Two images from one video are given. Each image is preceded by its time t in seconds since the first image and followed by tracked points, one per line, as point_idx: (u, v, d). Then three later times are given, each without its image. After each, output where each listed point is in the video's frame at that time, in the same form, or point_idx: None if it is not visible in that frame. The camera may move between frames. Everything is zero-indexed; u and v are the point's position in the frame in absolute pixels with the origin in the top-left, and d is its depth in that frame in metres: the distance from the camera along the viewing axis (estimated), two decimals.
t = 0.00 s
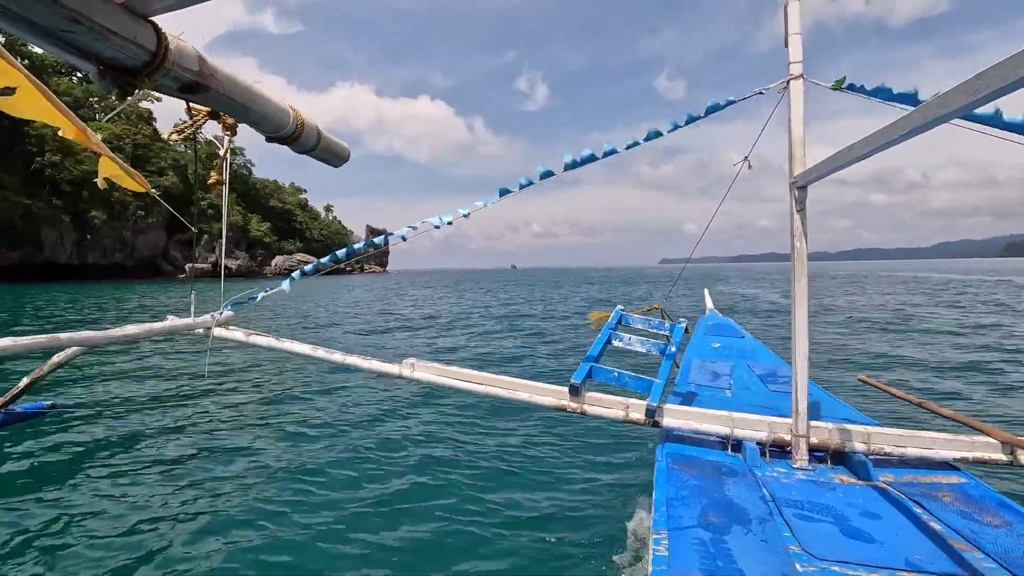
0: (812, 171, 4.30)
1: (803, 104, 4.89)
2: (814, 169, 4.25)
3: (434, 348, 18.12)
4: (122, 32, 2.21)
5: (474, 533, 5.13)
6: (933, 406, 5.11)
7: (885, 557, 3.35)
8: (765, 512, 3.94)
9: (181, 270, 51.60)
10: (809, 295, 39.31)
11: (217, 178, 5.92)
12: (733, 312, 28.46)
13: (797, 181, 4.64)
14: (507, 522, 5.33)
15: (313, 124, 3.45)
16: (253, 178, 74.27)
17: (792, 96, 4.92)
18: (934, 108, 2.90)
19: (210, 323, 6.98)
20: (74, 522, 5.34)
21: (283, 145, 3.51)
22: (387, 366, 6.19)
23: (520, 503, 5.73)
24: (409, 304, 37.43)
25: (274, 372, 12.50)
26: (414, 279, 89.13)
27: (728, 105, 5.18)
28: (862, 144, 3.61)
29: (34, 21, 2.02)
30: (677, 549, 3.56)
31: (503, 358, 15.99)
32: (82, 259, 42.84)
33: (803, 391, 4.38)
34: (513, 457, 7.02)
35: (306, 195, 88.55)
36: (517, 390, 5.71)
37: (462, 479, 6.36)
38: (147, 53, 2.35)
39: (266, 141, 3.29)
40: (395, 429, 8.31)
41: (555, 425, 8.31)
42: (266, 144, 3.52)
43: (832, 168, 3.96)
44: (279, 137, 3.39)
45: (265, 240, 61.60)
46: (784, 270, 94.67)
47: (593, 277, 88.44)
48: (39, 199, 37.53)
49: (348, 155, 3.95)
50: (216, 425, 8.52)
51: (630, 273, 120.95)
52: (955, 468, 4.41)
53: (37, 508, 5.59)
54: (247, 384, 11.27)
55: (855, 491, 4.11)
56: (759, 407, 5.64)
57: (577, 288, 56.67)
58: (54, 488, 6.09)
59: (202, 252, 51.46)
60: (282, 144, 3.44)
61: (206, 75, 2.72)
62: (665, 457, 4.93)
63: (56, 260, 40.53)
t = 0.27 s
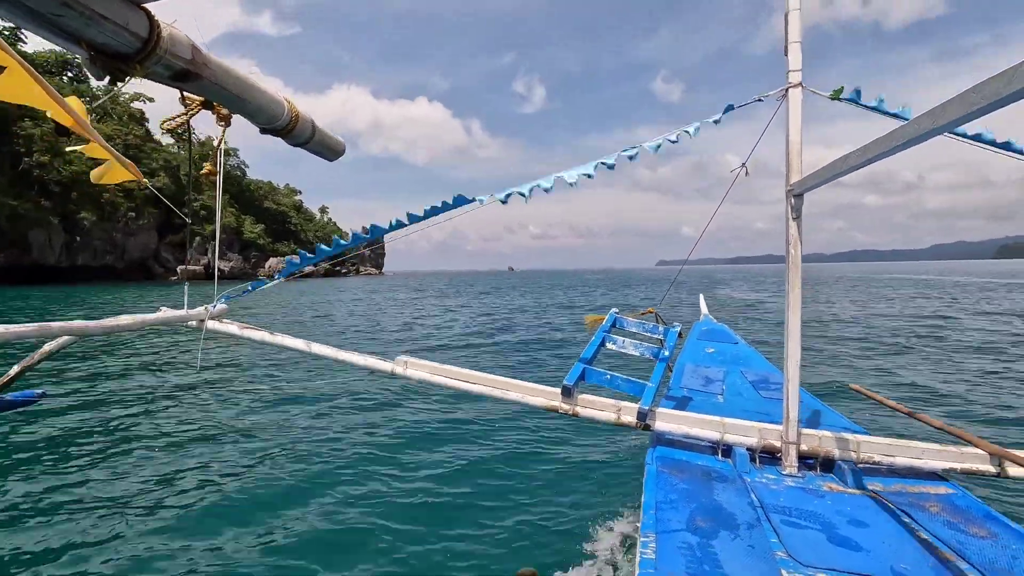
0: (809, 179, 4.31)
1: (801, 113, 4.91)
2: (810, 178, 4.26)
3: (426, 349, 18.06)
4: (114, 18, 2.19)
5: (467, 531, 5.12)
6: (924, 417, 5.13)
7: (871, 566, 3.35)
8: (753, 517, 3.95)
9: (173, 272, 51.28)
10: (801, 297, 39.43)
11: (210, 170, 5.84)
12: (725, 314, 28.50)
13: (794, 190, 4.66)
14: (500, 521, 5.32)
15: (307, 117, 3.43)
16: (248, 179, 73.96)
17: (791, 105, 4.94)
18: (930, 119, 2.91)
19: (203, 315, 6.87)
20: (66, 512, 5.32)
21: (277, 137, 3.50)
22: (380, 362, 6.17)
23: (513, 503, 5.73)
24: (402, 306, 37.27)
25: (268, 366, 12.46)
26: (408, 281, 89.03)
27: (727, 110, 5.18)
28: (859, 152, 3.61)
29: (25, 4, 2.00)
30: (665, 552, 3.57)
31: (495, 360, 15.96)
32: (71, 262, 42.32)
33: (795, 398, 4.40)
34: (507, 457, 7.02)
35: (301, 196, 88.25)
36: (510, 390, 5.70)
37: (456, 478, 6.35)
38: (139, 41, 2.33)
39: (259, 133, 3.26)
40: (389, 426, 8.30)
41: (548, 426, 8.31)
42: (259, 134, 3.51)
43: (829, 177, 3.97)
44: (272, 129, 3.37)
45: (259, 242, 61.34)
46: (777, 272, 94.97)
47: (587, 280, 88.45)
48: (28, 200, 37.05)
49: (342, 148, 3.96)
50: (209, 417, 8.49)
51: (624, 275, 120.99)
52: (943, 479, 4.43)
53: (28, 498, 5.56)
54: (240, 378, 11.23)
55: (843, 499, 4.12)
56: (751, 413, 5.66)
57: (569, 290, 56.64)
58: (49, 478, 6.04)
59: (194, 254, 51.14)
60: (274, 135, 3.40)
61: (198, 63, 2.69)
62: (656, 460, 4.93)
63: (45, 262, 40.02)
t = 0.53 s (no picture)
0: (800, 177, 4.32)
1: (795, 111, 4.93)
2: (801, 175, 4.27)
3: (418, 347, 18.03)
4: (95, 13, 1.93)
5: (463, 524, 5.13)
6: (911, 412, 5.16)
7: (855, 559, 3.37)
8: (740, 511, 3.96)
9: (165, 273, 51.08)
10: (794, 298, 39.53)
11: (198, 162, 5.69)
12: (718, 313, 28.53)
13: (785, 187, 4.68)
14: (494, 515, 5.33)
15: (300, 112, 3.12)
16: (242, 178, 73.59)
17: (785, 103, 4.96)
18: (919, 119, 2.91)
19: (196, 308, 6.89)
20: (58, 504, 5.31)
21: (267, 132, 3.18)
22: (373, 356, 6.15)
23: (508, 497, 5.73)
24: (394, 305, 37.19)
25: (262, 360, 12.42)
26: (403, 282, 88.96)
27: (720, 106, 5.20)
28: (850, 150, 3.62)
29: None
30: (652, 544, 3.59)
31: (487, 359, 15.97)
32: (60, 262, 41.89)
33: (785, 394, 4.40)
34: (499, 451, 7.03)
35: (295, 195, 87.92)
36: (503, 384, 5.70)
37: (449, 472, 6.36)
38: (122, 37, 2.07)
39: (248, 130, 2.95)
40: (382, 419, 8.29)
41: (541, 421, 8.33)
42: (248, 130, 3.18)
43: (820, 175, 3.98)
44: (262, 125, 3.05)
45: (253, 243, 61.15)
46: (770, 273, 95.22)
47: (581, 281, 88.27)
48: (15, 200, 36.53)
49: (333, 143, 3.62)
50: (202, 409, 8.46)
51: (619, 276, 120.97)
52: (929, 475, 4.45)
53: (20, 490, 5.55)
54: (234, 370, 11.20)
55: (829, 494, 4.13)
56: (742, 408, 5.68)
57: (562, 290, 56.66)
58: (43, 471, 6.01)
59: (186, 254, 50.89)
60: (265, 132, 3.06)
61: (184, 58, 2.39)
62: (646, 454, 4.94)
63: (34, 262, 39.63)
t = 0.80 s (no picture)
0: (795, 172, 4.35)
1: (790, 106, 4.96)
2: (797, 171, 4.30)
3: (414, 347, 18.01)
4: (98, 13, 1.87)
5: (467, 521, 5.15)
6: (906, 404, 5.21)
7: (852, 550, 3.40)
8: (738, 505, 3.99)
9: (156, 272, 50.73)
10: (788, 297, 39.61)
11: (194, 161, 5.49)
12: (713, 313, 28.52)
13: (781, 182, 4.70)
14: (495, 512, 5.35)
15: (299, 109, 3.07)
16: (235, 177, 73.14)
17: (780, 98, 4.98)
18: (914, 113, 2.93)
19: (193, 310, 6.85)
20: (57, 506, 5.29)
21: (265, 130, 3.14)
22: (372, 355, 6.16)
23: (509, 494, 5.74)
24: (389, 304, 37.04)
25: (258, 360, 12.39)
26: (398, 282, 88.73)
27: (717, 102, 5.23)
28: (845, 145, 3.65)
29: None
30: (652, 539, 3.60)
31: (483, 358, 15.96)
32: (49, 262, 41.51)
33: (782, 389, 4.43)
34: (499, 449, 7.04)
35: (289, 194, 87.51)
36: (501, 381, 5.71)
37: (450, 470, 6.37)
38: (124, 36, 2.01)
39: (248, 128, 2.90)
40: (381, 418, 8.30)
41: (539, 418, 8.35)
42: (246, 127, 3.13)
43: (816, 170, 4.00)
44: (262, 123, 3.00)
45: (247, 242, 60.89)
46: (765, 272, 95.36)
47: (576, 280, 88.22)
48: (1, 200, 36.02)
49: (332, 141, 3.57)
50: (200, 410, 8.43)
51: (615, 275, 120.91)
52: (924, 467, 4.50)
53: (19, 492, 5.52)
54: (230, 371, 11.16)
55: (827, 486, 4.17)
56: (739, 403, 5.71)
57: (557, 290, 56.59)
58: (45, 471, 6.02)
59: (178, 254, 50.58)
60: (265, 130, 3.01)
61: (185, 56, 2.33)
62: (644, 450, 4.97)
63: (22, 262, 39.24)
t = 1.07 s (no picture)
0: (788, 175, 4.37)
1: (781, 108, 4.98)
2: (790, 174, 4.33)
3: (409, 350, 17.99)
4: (95, 31, 1.89)
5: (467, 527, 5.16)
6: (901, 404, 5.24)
7: (852, 551, 3.42)
8: (738, 508, 4.00)
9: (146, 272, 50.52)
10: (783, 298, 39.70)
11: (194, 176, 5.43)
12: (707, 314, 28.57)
13: (774, 184, 4.72)
14: (495, 519, 5.35)
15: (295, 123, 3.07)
16: (228, 177, 72.75)
17: (771, 101, 5.01)
18: (905, 115, 2.96)
19: (188, 320, 6.83)
20: (56, 520, 5.25)
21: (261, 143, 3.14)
22: (369, 364, 6.16)
23: (508, 500, 5.75)
24: (382, 306, 36.94)
25: (255, 369, 12.36)
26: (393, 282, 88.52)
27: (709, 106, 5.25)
28: (837, 148, 3.67)
29: None
30: (652, 543, 3.61)
31: (479, 360, 15.94)
32: (37, 262, 41.24)
33: (778, 391, 4.45)
34: (497, 454, 7.05)
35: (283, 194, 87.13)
36: (498, 387, 5.71)
37: (449, 476, 6.38)
38: (121, 53, 2.03)
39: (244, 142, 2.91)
40: (379, 425, 8.30)
41: (537, 423, 8.36)
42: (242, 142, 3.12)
43: (808, 172, 4.03)
44: (258, 137, 3.00)
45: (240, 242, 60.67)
46: (759, 272, 95.55)
47: (571, 281, 88.16)
48: None
49: (330, 154, 3.56)
50: (198, 422, 8.40)
51: (610, 276, 120.88)
52: (922, 465, 4.53)
53: (16, 507, 5.48)
54: (227, 381, 11.12)
55: (825, 488, 4.19)
56: (737, 406, 5.73)
57: (552, 291, 56.53)
58: (42, 485, 5.98)
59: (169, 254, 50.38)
60: (261, 142, 3.02)
61: (181, 73, 2.35)
62: (643, 454, 4.98)
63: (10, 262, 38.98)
